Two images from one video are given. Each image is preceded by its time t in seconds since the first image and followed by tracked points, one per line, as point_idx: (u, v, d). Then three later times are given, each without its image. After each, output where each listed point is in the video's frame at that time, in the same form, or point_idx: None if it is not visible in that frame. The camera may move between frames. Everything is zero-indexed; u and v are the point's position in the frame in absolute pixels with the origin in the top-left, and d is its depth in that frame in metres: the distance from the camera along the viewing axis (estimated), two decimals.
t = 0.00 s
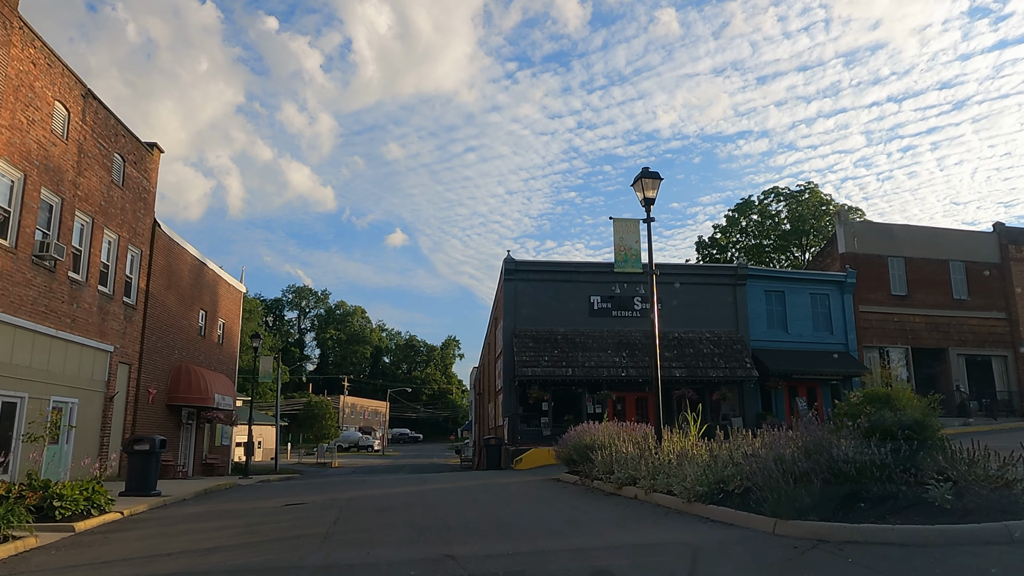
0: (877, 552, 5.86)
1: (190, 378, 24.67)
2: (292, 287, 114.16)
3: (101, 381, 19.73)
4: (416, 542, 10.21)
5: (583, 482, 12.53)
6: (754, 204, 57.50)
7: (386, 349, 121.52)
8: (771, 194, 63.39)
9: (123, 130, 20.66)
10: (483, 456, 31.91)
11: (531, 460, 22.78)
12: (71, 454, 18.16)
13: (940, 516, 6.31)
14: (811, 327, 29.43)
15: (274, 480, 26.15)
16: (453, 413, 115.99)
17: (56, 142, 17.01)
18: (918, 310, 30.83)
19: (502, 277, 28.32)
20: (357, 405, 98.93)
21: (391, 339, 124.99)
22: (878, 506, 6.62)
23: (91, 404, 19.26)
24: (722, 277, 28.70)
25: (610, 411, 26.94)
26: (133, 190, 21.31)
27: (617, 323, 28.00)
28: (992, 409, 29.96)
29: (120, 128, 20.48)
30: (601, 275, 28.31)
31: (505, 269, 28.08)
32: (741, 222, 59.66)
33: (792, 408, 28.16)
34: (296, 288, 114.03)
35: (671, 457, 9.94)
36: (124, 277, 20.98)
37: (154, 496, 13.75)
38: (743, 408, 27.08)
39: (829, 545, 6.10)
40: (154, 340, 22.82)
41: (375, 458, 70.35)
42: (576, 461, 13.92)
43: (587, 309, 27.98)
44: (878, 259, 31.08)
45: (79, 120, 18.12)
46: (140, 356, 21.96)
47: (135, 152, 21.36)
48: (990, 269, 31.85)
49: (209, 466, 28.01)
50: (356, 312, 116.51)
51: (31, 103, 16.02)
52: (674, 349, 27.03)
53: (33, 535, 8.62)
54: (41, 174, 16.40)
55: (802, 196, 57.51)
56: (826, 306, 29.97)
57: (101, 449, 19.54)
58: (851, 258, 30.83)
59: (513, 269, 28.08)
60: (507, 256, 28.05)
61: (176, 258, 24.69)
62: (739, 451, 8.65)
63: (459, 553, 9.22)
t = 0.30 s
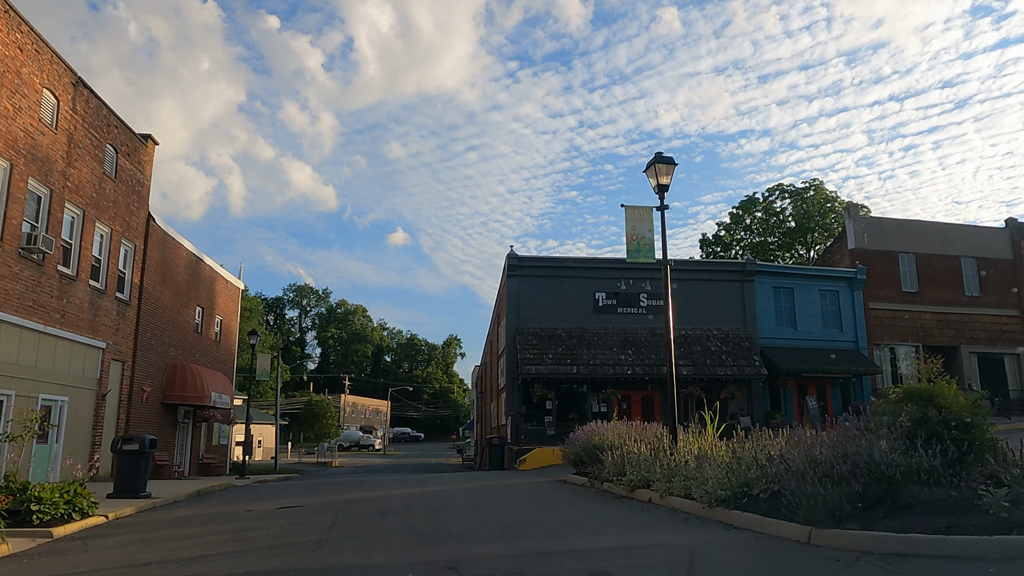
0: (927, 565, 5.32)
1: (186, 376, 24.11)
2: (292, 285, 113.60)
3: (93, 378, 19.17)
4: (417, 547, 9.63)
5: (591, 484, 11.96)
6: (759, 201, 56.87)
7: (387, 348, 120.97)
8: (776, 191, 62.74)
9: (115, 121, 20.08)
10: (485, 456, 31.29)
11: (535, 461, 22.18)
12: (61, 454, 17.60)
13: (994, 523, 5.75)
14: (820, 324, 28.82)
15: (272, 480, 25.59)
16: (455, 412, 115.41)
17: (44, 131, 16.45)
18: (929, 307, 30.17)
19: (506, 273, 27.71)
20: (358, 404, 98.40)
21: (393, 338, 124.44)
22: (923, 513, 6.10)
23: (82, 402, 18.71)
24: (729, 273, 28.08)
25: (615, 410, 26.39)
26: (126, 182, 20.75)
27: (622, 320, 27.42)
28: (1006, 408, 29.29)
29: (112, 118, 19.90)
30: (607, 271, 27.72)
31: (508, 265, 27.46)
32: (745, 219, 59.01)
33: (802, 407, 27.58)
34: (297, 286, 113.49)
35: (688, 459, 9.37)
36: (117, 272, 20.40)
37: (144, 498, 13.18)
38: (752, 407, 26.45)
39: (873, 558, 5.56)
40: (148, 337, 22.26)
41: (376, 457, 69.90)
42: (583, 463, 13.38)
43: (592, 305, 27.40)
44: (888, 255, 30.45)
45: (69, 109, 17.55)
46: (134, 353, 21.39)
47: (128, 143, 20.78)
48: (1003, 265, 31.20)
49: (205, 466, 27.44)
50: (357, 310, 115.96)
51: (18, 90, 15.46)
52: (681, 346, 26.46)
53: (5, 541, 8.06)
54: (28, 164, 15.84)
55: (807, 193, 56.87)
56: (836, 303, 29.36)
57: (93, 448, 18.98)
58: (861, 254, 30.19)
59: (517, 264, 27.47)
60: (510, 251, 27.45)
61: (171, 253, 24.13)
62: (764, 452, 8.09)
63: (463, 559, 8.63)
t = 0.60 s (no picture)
0: None
1: (182, 374, 23.53)
2: (294, 285, 113.18)
3: (84, 376, 18.60)
4: (418, 551, 9.04)
5: (601, 486, 11.40)
6: (764, 198, 56.25)
7: (389, 347, 120.44)
8: (781, 188, 62.09)
9: (108, 111, 19.52)
10: (489, 457, 30.75)
11: (539, 461, 21.58)
12: (52, 454, 17.04)
13: None
14: (830, 322, 28.21)
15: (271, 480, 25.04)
16: (457, 412, 114.87)
17: (32, 119, 15.90)
18: (942, 305, 29.45)
19: (509, 269, 27.08)
20: (360, 403, 97.92)
21: (395, 337, 123.97)
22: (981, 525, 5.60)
23: (74, 400, 18.13)
24: (738, 270, 27.46)
25: (622, 409, 25.83)
26: (119, 175, 20.19)
27: (629, 317, 26.81)
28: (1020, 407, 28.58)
29: (105, 108, 19.34)
30: (613, 267, 27.11)
31: (512, 261, 26.83)
32: (750, 217, 58.40)
33: (812, 406, 27.00)
34: (298, 286, 113.06)
35: (707, 460, 8.80)
36: (110, 267, 19.84)
37: (133, 501, 12.61)
38: (761, 406, 25.85)
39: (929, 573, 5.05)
40: (143, 334, 21.72)
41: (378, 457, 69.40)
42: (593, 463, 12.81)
43: (598, 302, 26.79)
44: (900, 252, 29.78)
45: (59, 98, 17.00)
46: (128, 350, 20.83)
47: (121, 135, 20.23)
48: (1016, 262, 30.55)
49: (203, 466, 26.89)
50: (359, 309, 115.50)
51: (4, 76, 14.91)
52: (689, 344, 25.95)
53: None
54: (16, 153, 15.28)
55: (813, 190, 56.23)
56: (847, 300, 28.75)
57: (85, 448, 18.42)
58: (872, 250, 29.54)
59: (521, 260, 26.83)
60: (514, 247, 26.86)
61: (167, 249, 23.59)
62: (793, 453, 7.52)
63: (467, 566, 8.04)
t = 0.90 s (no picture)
0: None
1: (178, 373, 22.95)
2: (296, 284, 112.71)
3: (76, 374, 18.03)
4: (420, 557, 8.43)
5: (612, 489, 10.80)
6: (770, 196, 55.60)
7: (391, 346, 119.88)
8: (787, 185, 61.44)
9: (101, 101, 18.95)
10: (493, 457, 30.19)
11: (545, 462, 20.98)
12: (41, 454, 16.45)
13: None
14: (842, 319, 27.58)
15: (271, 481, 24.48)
16: (459, 411, 114.31)
17: (20, 107, 15.34)
18: (956, 302, 28.75)
19: (513, 265, 26.47)
20: (362, 403, 97.42)
21: (397, 336, 123.45)
22: None
23: (64, 399, 17.56)
24: (748, 266, 26.83)
25: (628, 408, 25.27)
26: (112, 167, 19.62)
27: (636, 314, 26.19)
28: None
29: (98, 98, 18.77)
30: (620, 263, 26.48)
31: (516, 256, 26.22)
32: (755, 214, 57.76)
33: (823, 406, 26.38)
34: (300, 285, 112.59)
35: (731, 462, 8.21)
36: (103, 262, 19.27)
37: (121, 504, 12.01)
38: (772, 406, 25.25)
39: None
40: (138, 331, 21.14)
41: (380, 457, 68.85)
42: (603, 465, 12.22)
43: (604, 299, 26.17)
44: (912, 248, 29.20)
45: (49, 86, 16.44)
46: (122, 348, 20.26)
47: (115, 126, 19.67)
48: None
49: (201, 467, 26.31)
50: (361, 308, 115.03)
51: None
52: (698, 342, 25.40)
53: None
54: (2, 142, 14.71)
55: (819, 187, 55.56)
56: (858, 297, 28.12)
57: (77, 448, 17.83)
58: (884, 246, 28.98)
59: (525, 256, 26.22)
60: (518, 242, 26.24)
61: (163, 244, 23.01)
62: (830, 456, 6.91)
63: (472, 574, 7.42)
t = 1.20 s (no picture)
0: None
1: (174, 371, 22.36)
2: (298, 283, 112.24)
3: (67, 372, 17.44)
4: (422, 567, 7.81)
5: (626, 493, 10.16)
6: (777, 193, 54.92)
7: (394, 346, 119.29)
8: (794, 183, 60.75)
9: (93, 90, 18.37)
10: (498, 458, 29.52)
11: (551, 463, 20.34)
12: (29, 455, 15.86)
13: None
14: (855, 316, 26.90)
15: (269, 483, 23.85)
16: (462, 411, 113.75)
17: (6, 94, 14.75)
18: (971, 299, 28.09)
19: (518, 260, 25.84)
20: (365, 403, 96.89)
21: (400, 336, 122.93)
22: None
23: (55, 397, 16.98)
24: (758, 262, 26.19)
25: (637, 408, 24.60)
26: (105, 159, 19.05)
27: (643, 312, 25.54)
28: None
29: (90, 87, 18.19)
30: (627, 259, 25.84)
31: (521, 252, 25.59)
32: (762, 212, 57.09)
33: (836, 405, 25.74)
34: (303, 285, 112.09)
35: (760, 466, 7.58)
36: (95, 256, 18.67)
37: (108, 508, 11.41)
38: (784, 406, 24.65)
39: None
40: (132, 328, 20.55)
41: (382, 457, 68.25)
42: (616, 467, 11.58)
43: (611, 296, 25.53)
44: (927, 244, 28.42)
45: (37, 73, 15.86)
46: (116, 346, 19.67)
47: (108, 116, 19.09)
48: None
49: (199, 467, 25.71)
50: (364, 308, 114.54)
51: None
52: (708, 340, 24.73)
53: None
54: None
55: (827, 184, 54.86)
56: (871, 294, 27.45)
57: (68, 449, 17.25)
58: (898, 242, 28.20)
59: (530, 252, 25.60)
60: (523, 237, 25.61)
61: (159, 239, 22.45)
62: (877, 461, 6.28)
63: None
